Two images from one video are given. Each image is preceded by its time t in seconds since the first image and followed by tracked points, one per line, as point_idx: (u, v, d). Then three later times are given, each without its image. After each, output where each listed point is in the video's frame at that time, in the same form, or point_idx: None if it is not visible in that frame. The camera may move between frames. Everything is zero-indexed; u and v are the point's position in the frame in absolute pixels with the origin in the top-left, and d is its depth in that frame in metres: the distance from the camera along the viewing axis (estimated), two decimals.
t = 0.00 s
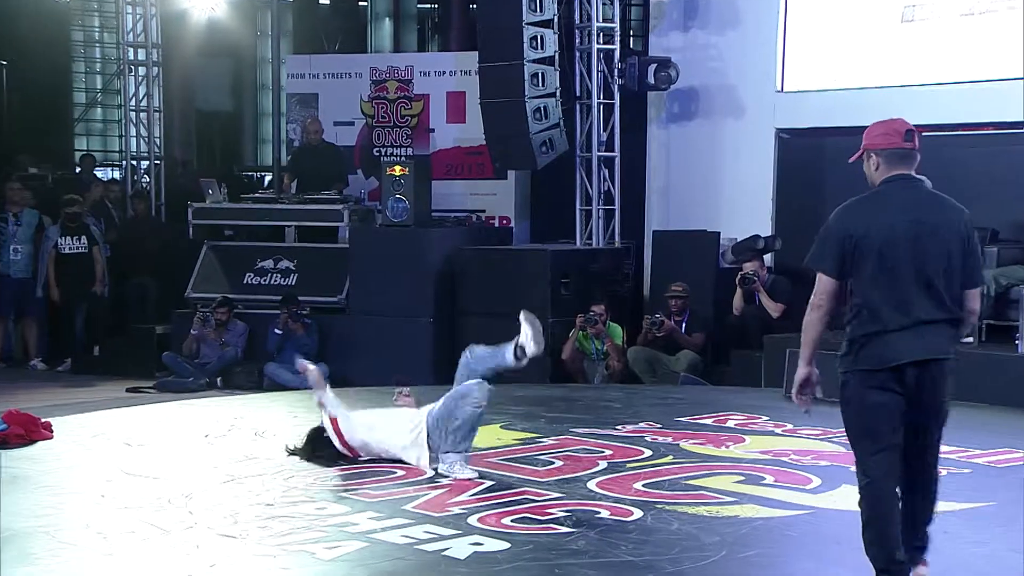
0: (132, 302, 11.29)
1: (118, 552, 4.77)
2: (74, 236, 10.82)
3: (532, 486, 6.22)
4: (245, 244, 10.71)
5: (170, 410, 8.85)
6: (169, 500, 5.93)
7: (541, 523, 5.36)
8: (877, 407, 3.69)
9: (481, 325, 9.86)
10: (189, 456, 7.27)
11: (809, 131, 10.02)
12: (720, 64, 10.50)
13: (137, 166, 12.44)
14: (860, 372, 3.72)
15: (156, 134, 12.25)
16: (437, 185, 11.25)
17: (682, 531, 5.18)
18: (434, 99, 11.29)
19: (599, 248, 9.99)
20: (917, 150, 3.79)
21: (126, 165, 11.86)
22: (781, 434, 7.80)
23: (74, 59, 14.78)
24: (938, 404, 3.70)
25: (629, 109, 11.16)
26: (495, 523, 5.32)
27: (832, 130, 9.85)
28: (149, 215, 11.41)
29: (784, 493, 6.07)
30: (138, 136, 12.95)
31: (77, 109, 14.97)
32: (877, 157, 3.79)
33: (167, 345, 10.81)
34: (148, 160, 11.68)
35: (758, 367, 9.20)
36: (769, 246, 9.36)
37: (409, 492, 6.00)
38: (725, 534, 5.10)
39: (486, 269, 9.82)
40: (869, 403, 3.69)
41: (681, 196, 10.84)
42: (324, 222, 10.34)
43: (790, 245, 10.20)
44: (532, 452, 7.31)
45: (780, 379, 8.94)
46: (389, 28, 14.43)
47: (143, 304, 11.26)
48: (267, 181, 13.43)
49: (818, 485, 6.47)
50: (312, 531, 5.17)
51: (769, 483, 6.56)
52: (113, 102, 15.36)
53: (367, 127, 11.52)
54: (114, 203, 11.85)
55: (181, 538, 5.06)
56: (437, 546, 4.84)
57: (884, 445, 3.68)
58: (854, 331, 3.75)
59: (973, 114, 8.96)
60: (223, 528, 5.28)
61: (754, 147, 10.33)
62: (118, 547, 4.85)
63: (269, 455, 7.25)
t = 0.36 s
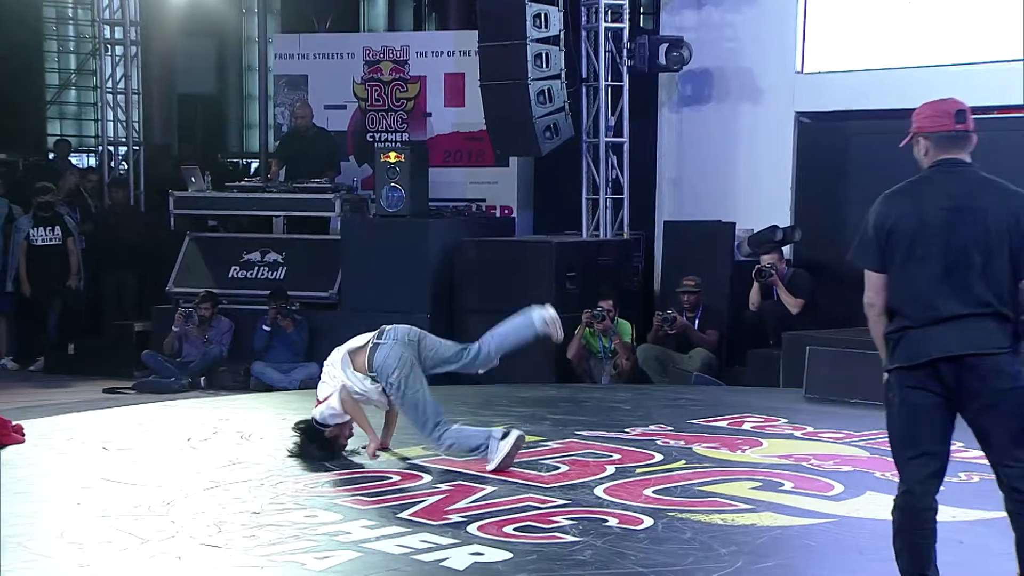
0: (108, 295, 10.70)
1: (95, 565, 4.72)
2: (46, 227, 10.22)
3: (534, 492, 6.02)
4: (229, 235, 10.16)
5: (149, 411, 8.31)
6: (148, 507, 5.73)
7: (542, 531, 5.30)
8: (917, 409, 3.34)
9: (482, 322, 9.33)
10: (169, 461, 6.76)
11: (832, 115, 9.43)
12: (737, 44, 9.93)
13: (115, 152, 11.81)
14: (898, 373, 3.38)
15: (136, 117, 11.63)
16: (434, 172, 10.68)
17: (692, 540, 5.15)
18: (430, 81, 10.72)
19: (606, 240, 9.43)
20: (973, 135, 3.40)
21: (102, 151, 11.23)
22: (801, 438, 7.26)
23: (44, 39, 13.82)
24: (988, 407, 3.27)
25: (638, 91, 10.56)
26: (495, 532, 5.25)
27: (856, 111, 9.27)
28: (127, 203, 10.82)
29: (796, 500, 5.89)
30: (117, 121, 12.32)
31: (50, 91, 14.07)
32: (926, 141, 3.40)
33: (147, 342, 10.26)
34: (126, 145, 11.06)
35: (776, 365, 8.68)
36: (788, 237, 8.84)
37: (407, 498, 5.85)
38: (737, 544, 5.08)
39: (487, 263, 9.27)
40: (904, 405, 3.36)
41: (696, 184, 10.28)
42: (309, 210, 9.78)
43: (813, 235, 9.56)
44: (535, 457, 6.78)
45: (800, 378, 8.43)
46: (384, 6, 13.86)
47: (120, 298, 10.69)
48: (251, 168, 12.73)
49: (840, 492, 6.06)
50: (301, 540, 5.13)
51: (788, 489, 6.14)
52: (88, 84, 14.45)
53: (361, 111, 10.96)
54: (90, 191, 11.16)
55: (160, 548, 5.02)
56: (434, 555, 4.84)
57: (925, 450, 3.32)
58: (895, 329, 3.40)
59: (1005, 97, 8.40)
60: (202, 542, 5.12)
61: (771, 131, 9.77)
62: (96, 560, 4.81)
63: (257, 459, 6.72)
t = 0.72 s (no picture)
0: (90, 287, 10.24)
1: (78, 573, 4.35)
2: (23, 214, 9.75)
3: (541, 493, 5.60)
4: (218, 222, 9.70)
5: (132, 408, 7.86)
6: (134, 508, 5.31)
7: (550, 535, 4.90)
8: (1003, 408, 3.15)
9: (486, 314, 8.87)
10: (154, 459, 6.32)
11: (855, 93, 9.00)
12: (754, 20, 9.45)
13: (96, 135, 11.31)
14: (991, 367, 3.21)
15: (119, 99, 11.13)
16: (435, 156, 10.21)
17: (707, 545, 4.76)
18: (430, 59, 10.25)
19: (616, 227, 8.96)
20: None
21: (84, 133, 10.72)
22: (821, 436, 6.81)
23: (20, 14, 12.83)
24: None
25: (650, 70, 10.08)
26: (499, 535, 4.86)
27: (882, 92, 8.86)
28: (110, 189, 10.36)
29: (817, 502, 5.46)
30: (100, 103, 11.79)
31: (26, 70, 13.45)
32: None
33: (131, 335, 9.81)
34: (109, 128, 10.56)
35: (796, 360, 8.22)
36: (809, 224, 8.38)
37: (404, 500, 5.41)
38: (754, 549, 4.71)
39: (491, 255, 8.82)
40: (991, 405, 3.18)
41: (710, 167, 9.81)
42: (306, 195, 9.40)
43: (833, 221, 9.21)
44: (540, 457, 6.33)
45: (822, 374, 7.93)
46: None
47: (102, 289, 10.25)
48: (239, 151, 12.20)
49: (865, 494, 5.62)
50: (295, 545, 4.73)
51: (808, 491, 5.68)
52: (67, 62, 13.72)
53: (357, 91, 10.50)
54: (71, 177, 10.64)
55: (145, 553, 4.63)
56: (435, 561, 4.49)
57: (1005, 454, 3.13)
58: (992, 323, 3.24)
59: None
60: (192, 546, 4.72)
61: (789, 112, 9.30)
62: (78, 567, 4.44)
63: (247, 459, 6.24)
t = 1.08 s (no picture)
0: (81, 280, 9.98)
1: None
2: (13, 206, 9.49)
3: (548, 494, 5.33)
4: (215, 215, 9.44)
5: (125, 405, 7.60)
6: (128, 508, 5.06)
7: (558, 537, 4.63)
8: None
9: (491, 309, 8.58)
10: (148, 458, 6.07)
11: (875, 81, 8.76)
12: (769, 5, 9.17)
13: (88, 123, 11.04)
14: None
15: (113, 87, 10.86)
16: (439, 147, 9.94)
17: (719, 548, 4.50)
18: (434, 46, 9.97)
19: (626, 219, 8.69)
20: None
21: (77, 121, 10.46)
22: (839, 436, 6.52)
23: None
24: None
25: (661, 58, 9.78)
26: (505, 538, 4.60)
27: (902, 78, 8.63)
28: (102, 181, 10.10)
29: (834, 504, 5.19)
30: (93, 91, 11.53)
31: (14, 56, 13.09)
32: None
33: (124, 331, 9.56)
34: (102, 117, 10.30)
35: (812, 357, 7.95)
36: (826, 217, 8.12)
37: (405, 501, 5.14)
38: (768, 553, 4.45)
39: (497, 250, 8.55)
40: None
41: (724, 157, 9.54)
42: (306, 187, 9.11)
43: (851, 212, 8.95)
44: (547, 457, 6.06)
45: (839, 372, 7.65)
46: None
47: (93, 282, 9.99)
48: (236, 141, 11.93)
49: (884, 496, 5.33)
50: (293, 547, 4.48)
51: (826, 493, 5.40)
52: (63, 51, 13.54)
53: (358, 79, 10.23)
54: (65, 168, 10.39)
55: (139, 556, 4.38)
56: (438, 564, 4.23)
57: None
58: None
59: None
60: (188, 548, 4.48)
61: (806, 101, 9.03)
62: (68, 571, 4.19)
63: (243, 458, 5.96)
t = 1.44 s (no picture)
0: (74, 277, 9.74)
1: None
2: (3, 199, 9.24)
3: (553, 497, 5.10)
4: (210, 209, 9.21)
5: (119, 405, 7.38)
6: (123, 511, 4.84)
7: (564, 541, 4.41)
8: None
9: (494, 306, 8.37)
10: (142, 460, 5.85)
11: (892, 71, 8.54)
12: None
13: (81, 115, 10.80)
14: None
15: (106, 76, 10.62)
16: (441, 139, 9.72)
17: (730, 553, 4.27)
18: (436, 35, 9.74)
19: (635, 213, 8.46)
20: None
21: (68, 113, 10.22)
22: (853, 437, 6.29)
23: None
24: None
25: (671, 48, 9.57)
26: (509, 541, 4.37)
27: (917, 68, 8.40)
28: (94, 175, 9.86)
29: (851, 507, 4.96)
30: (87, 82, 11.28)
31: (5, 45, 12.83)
32: None
33: (118, 328, 9.33)
34: (96, 107, 10.07)
35: (826, 356, 7.72)
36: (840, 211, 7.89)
37: (404, 504, 4.91)
38: (781, 557, 4.22)
39: (501, 247, 8.34)
40: None
41: (735, 150, 9.31)
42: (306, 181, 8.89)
43: (865, 205, 8.73)
44: (553, 459, 5.84)
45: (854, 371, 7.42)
46: None
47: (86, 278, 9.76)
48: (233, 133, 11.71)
49: (900, 499, 5.10)
50: (291, 550, 4.26)
51: (841, 496, 5.17)
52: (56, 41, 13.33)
53: (358, 70, 10.00)
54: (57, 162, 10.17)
55: (134, 561, 4.17)
56: (440, 570, 4.01)
57: None
58: None
59: None
60: (184, 552, 4.26)
61: (821, 91, 8.81)
62: None
63: (239, 460, 5.73)
